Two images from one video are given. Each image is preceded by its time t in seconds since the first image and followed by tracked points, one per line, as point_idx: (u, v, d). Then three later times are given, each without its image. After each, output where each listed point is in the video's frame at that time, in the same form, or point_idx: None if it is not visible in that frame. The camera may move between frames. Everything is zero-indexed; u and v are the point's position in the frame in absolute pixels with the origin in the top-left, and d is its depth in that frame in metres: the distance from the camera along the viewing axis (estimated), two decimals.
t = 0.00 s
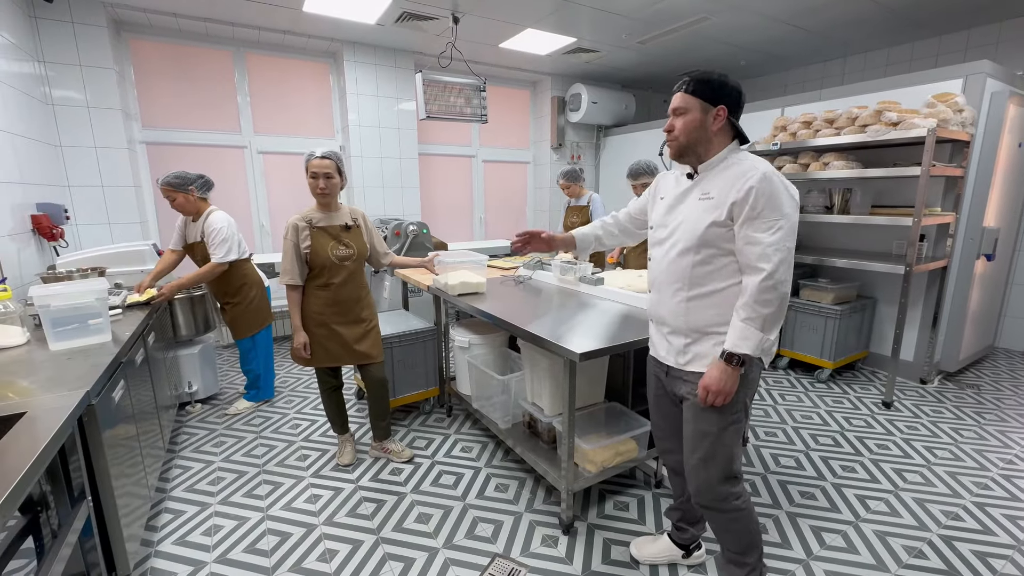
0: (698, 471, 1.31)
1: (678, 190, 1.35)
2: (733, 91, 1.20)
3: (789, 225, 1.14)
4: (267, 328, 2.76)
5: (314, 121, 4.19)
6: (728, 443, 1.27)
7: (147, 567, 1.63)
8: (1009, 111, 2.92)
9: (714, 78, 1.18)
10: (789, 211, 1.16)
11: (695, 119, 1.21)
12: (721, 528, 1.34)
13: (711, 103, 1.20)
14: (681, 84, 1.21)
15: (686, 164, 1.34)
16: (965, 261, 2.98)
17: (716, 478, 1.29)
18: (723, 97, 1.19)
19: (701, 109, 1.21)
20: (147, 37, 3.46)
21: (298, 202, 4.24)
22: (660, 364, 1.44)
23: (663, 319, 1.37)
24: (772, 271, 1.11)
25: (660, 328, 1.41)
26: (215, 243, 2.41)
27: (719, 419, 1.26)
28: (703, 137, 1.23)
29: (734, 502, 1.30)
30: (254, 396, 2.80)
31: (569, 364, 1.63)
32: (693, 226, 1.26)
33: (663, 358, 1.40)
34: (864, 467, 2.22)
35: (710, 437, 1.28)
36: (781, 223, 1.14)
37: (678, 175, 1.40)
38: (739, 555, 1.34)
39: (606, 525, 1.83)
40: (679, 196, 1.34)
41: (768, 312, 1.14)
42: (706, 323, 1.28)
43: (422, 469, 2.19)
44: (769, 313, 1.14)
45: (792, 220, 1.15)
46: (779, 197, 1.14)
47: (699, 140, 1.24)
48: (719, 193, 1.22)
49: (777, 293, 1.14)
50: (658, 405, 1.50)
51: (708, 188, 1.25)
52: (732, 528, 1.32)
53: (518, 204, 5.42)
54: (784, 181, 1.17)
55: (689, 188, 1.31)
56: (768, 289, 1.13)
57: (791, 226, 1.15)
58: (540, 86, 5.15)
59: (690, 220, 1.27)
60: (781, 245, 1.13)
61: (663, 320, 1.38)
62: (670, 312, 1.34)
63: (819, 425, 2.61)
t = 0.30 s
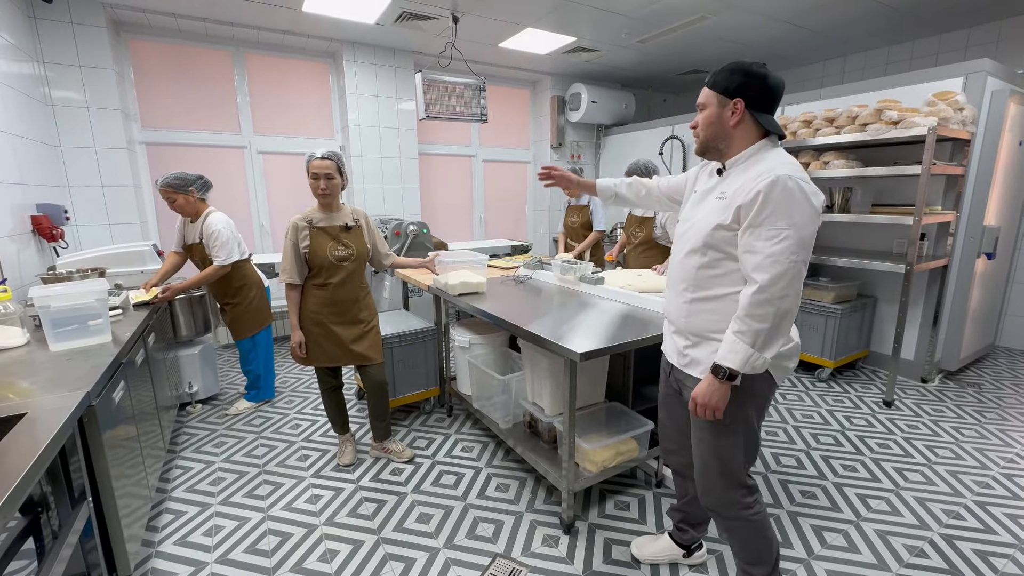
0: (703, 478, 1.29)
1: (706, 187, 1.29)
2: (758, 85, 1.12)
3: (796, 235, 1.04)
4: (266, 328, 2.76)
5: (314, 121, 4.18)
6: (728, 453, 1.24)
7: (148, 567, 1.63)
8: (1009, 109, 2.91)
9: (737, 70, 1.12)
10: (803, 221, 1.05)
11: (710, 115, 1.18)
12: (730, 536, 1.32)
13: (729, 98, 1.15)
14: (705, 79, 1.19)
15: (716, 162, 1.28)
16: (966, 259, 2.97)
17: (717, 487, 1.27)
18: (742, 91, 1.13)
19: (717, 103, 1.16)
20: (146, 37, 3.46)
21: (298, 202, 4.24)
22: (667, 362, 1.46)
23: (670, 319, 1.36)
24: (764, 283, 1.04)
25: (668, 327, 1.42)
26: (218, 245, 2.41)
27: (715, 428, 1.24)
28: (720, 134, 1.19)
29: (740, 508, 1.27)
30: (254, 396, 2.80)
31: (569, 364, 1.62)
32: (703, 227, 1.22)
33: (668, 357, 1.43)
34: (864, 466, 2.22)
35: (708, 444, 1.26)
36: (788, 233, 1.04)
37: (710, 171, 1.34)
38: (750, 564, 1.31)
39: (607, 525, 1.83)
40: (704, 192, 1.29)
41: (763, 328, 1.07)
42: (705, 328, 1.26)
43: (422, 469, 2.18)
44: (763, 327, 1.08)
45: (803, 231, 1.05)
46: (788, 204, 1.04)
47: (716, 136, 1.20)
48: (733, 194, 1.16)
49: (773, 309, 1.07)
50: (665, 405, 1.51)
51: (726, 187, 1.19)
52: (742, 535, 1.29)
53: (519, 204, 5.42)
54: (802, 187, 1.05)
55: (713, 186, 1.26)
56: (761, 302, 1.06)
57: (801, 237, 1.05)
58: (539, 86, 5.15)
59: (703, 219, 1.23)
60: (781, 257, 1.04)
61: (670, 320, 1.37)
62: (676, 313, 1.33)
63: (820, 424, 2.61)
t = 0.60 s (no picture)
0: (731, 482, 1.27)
1: (735, 188, 1.23)
2: (797, 77, 1.03)
3: (820, 246, 0.97)
4: (260, 329, 2.74)
5: (307, 120, 4.16)
6: (751, 454, 1.21)
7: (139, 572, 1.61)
8: (999, 108, 2.94)
9: (773, 61, 1.03)
10: (831, 231, 0.97)
11: (742, 111, 1.10)
12: (749, 534, 1.29)
13: (764, 93, 1.07)
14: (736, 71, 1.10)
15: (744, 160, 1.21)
16: (957, 257, 3.00)
17: (743, 491, 1.25)
18: (778, 85, 1.05)
19: (752, 99, 1.08)
20: (136, 36, 3.42)
21: (291, 202, 4.22)
22: (688, 370, 1.46)
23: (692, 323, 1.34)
24: (779, 296, 0.98)
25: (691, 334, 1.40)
26: (211, 246, 2.39)
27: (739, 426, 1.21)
28: (753, 131, 1.11)
29: (766, 512, 1.24)
30: (247, 398, 2.77)
31: (564, 364, 1.62)
32: (724, 232, 1.17)
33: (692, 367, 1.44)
34: (857, 463, 2.23)
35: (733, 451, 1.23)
36: (812, 244, 0.97)
37: (741, 169, 1.27)
38: (765, 566, 1.27)
39: (602, 524, 1.83)
40: (733, 194, 1.23)
41: (777, 344, 1.01)
42: (726, 337, 1.22)
43: (417, 469, 2.18)
44: (778, 344, 1.01)
45: (830, 242, 0.97)
46: (812, 211, 0.97)
47: (748, 134, 1.12)
48: (756, 199, 1.10)
49: (788, 324, 1.00)
50: (679, 409, 1.50)
51: (752, 191, 1.13)
52: (764, 539, 1.26)
53: (513, 203, 5.42)
54: (830, 193, 0.97)
55: (742, 187, 1.19)
56: (774, 316, 0.99)
57: (826, 249, 0.97)
58: (533, 85, 5.14)
59: (726, 224, 1.18)
60: (801, 269, 0.97)
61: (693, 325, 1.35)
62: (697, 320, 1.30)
63: (814, 422, 2.63)
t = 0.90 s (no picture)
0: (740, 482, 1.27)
1: (748, 183, 1.22)
2: (827, 67, 1.01)
3: (852, 247, 0.96)
4: (254, 330, 2.72)
5: (298, 119, 4.13)
6: (766, 458, 1.20)
7: None
8: (988, 106, 2.97)
9: (803, 51, 1.00)
10: (860, 230, 0.96)
11: (771, 102, 1.06)
12: (751, 534, 1.30)
13: (794, 83, 1.04)
14: (759, 60, 1.06)
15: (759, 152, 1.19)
16: (946, 253, 3.04)
17: (751, 493, 1.25)
18: (809, 76, 1.02)
19: (781, 89, 1.05)
20: (125, 34, 3.38)
21: (283, 201, 4.19)
22: (701, 369, 1.44)
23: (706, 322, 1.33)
24: (816, 301, 0.96)
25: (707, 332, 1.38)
26: (203, 247, 2.36)
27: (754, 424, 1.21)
28: (779, 123, 1.08)
29: (772, 513, 1.25)
30: (241, 399, 2.75)
31: (559, 362, 1.62)
32: (742, 231, 1.15)
33: (704, 365, 1.41)
34: (850, 459, 2.25)
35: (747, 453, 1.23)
36: (842, 244, 0.96)
37: (754, 164, 1.26)
38: (766, 566, 1.28)
39: (598, 522, 1.83)
40: (747, 190, 1.21)
41: (818, 351, 0.99)
42: (743, 339, 1.20)
43: (412, 470, 2.17)
44: (817, 352, 1.00)
45: (861, 242, 0.96)
46: (840, 209, 0.96)
47: (774, 125, 1.09)
48: (778, 195, 1.08)
49: (829, 330, 0.99)
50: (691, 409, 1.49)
51: (771, 188, 1.11)
52: (765, 541, 1.27)
53: (508, 202, 5.42)
54: (857, 190, 0.96)
55: (757, 183, 1.18)
56: (814, 322, 0.98)
57: (857, 249, 0.96)
58: (527, 83, 5.13)
59: (743, 221, 1.16)
60: (834, 271, 0.96)
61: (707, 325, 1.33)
62: (712, 320, 1.28)
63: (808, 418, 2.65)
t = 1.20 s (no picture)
0: (733, 481, 1.28)
1: (752, 181, 1.22)
2: (836, 69, 1.02)
3: (866, 249, 0.97)
4: (249, 331, 2.70)
5: (291, 118, 4.10)
6: (762, 457, 1.20)
7: None
8: (976, 106, 3.01)
9: (813, 53, 1.01)
10: (876, 232, 0.98)
11: (782, 103, 1.06)
12: (745, 533, 1.31)
13: (805, 85, 1.04)
14: (769, 61, 1.06)
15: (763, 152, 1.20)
16: (936, 250, 3.08)
17: (745, 492, 1.26)
18: (820, 79, 1.03)
19: (791, 91, 1.05)
20: (114, 32, 3.34)
21: (276, 201, 4.16)
22: (692, 367, 1.42)
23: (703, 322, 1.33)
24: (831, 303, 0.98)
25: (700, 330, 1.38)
26: (195, 248, 2.34)
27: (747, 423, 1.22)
28: (789, 125, 1.09)
29: (763, 512, 1.26)
30: (236, 399, 2.73)
31: (555, 361, 1.62)
32: (748, 228, 1.15)
33: (697, 364, 1.38)
34: (842, 454, 2.27)
35: (741, 451, 1.24)
36: (858, 246, 0.97)
37: (757, 162, 1.27)
38: (759, 562, 1.29)
39: (594, 519, 1.84)
40: (750, 189, 1.22)
41: (830, 351, 1.01)
42: (740, 338, 1.21)
43: (409, 469, 2.17)
44: (832, 353, 1.01)
45: (877, 242, 0.98)
46: (856, 212, 0.97)
47: (784, 127, 1.09)
48: (787, 196, 1.09)
49: (841, 330, 1.01)
50: (680, 406, 1.48)
51: (780, 188, 1.12)
52: (758, 538, 1.28)
53: (502, 201, 5.42)
54: (872, 192, 0.98)
55: (761, 183, 1.19)
56: (830, 323, 1.00)
57: (872, 250, 0.98)
58: (521, 82, 5.13)
59: (750, 221, 1.16)
60: (849, 272, 0.97)
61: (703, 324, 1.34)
62: (709, 319, 1.29)
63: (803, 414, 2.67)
